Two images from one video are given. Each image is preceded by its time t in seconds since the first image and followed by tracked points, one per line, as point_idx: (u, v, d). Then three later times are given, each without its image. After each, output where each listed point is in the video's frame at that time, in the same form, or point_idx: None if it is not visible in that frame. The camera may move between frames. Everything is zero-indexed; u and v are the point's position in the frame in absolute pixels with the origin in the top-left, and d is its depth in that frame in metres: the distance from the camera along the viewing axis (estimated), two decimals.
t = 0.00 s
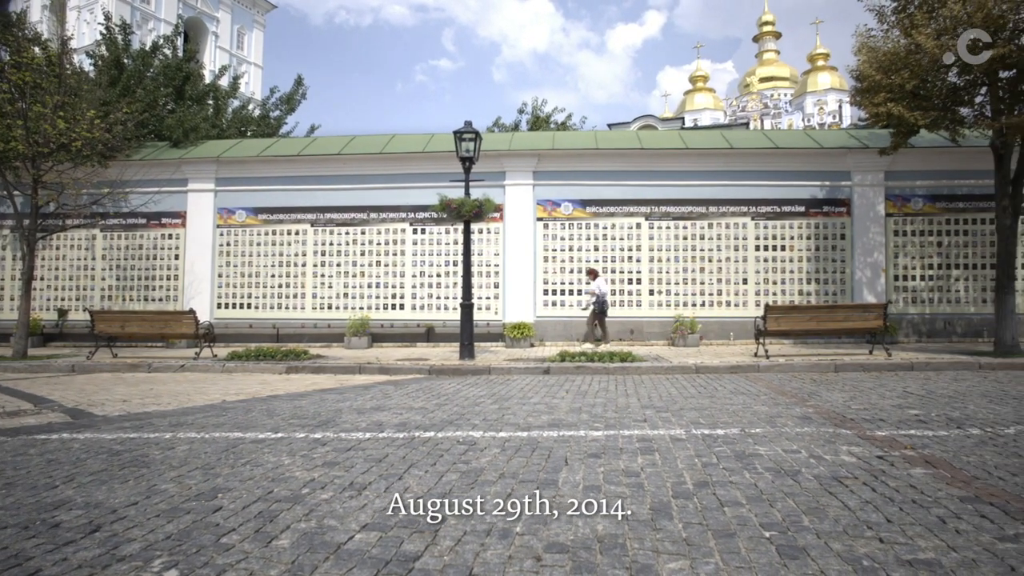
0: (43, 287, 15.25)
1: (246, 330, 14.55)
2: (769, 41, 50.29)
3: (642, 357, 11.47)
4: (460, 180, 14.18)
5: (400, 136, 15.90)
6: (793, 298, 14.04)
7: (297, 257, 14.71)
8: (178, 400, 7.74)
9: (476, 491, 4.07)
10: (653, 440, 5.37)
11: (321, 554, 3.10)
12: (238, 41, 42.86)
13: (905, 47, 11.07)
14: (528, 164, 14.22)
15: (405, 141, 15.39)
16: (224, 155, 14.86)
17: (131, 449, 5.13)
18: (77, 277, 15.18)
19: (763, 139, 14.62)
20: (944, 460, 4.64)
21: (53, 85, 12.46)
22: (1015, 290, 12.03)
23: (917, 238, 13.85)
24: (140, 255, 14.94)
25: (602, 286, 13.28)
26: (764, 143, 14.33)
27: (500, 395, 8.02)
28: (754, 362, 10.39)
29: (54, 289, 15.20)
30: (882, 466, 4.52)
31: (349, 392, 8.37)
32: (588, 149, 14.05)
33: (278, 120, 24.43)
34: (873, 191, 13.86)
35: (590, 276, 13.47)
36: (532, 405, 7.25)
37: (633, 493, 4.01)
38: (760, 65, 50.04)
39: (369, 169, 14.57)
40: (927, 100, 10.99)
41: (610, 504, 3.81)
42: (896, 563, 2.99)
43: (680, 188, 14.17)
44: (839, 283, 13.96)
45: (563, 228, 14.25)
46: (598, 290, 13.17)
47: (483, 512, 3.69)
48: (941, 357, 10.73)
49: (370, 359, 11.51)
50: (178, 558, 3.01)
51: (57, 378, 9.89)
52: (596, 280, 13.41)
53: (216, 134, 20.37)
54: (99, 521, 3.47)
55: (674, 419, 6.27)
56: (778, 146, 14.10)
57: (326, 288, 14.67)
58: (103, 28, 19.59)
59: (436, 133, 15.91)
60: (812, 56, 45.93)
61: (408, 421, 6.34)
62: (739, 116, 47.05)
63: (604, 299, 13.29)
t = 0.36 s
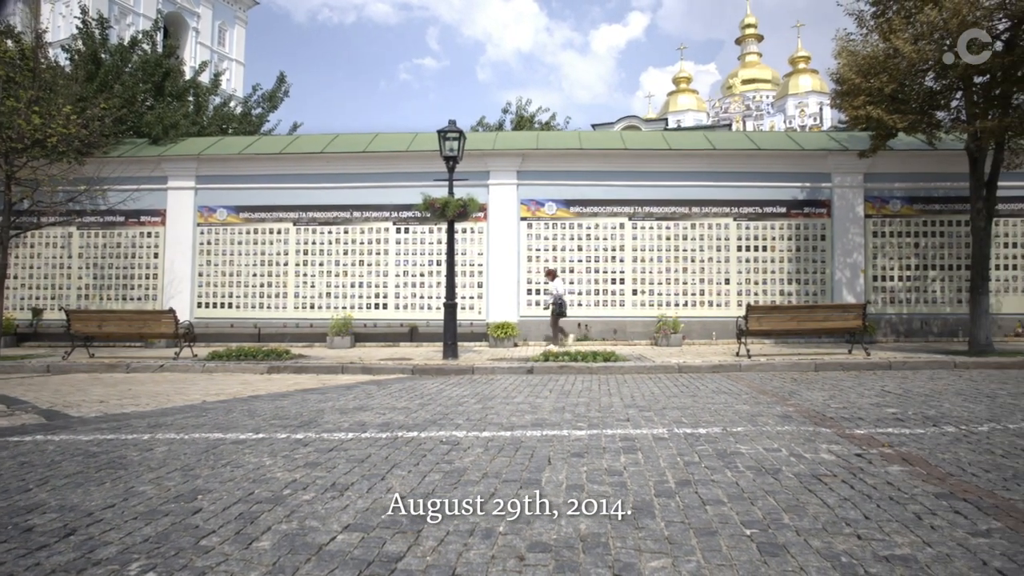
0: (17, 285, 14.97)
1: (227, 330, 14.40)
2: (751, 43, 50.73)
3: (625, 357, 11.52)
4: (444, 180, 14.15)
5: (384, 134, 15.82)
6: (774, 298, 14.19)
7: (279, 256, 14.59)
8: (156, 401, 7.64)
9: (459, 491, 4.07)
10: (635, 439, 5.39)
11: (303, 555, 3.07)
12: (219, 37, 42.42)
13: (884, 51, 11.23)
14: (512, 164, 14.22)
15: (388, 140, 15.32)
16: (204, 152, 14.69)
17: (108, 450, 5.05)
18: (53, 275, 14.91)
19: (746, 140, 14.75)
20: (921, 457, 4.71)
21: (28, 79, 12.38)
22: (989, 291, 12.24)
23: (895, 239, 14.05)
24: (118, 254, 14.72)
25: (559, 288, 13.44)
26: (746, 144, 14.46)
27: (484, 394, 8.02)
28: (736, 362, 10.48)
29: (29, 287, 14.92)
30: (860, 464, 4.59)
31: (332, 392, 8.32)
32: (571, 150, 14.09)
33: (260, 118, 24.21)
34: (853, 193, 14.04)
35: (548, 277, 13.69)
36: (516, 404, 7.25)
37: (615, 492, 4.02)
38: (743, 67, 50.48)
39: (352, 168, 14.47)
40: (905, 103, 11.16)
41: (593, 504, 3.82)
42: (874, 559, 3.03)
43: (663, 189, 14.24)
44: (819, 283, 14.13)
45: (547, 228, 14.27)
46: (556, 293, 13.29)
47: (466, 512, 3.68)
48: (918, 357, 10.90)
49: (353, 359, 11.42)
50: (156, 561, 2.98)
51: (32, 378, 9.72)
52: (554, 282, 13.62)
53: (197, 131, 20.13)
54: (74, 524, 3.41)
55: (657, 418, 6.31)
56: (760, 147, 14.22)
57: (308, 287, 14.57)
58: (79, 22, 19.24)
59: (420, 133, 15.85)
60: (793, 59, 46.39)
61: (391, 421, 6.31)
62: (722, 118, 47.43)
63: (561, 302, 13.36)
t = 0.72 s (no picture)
0: None
1: (207, 329, 14.23)
2: (734, 45, 51.13)
3: (608, 356, 11.55)
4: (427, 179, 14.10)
5: (367, 133, 15.73)
6: (755, 298, 14.33)
7: (260, 255, 14.45)
8: (133, 402, 7.52)
9: (441, 491, 4.05)
10: (618, 439, 5.41)
11: (283, 557, 3.05)
12: (199, 33, 41.92)
13: (862, 55, 11.36)
14: (496, 163, 14.21)
15: (371, 138, 15.23)
16: (183, 149, 14.50)
17: (83, 452, 4.97)
18: (26, 274, 14.63)
19: (727, 141, 14.87)
20: (897, 455, 4.78)
21: None
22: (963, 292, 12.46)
23: (873, 241, 14.25)
24: (94, 252, 14.49)
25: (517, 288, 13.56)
26: (728, 145, 14.58)
27: (467, 394, 8.00)
28: (717, 362, 10.56)
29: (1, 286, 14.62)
30: (838, 461, 4.64)
31: (313, 392, 8.25)
32: (555, 150, 14.11)
33: (241, 115, 23.96)
34: (832, 194, 14.21)
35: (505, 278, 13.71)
36: (498, 404, 7.25)
37: (598, 491, 4.03)
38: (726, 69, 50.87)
39: (334, 166, 14.37)
40: (883, 107, 11.33)
41: (575, 503, 3.83)
42: (851, 555, 3.07)
43: (646, 189, 14.31)
44: (799, 283, 14.29)
45: (530, 227, 14.28)
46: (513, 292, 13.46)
47: (448, 512, 3.67)
48: (895, 356, 11.06)
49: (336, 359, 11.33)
50: (132, 565, 2.93)
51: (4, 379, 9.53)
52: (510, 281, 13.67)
53: (176, 127, 19.88)
54: (47, 528, 3.35)
55: (639, 417, 6.34)
56: (742, 148, 14.34)
57: (290, 286, 14.44)
58: (54, 15, 18.87)
59: (403, 132, 15.78)
60: (774, 61, 46.84)
61: (373, 421, 6.28)
62: (705, 119, 47.75)
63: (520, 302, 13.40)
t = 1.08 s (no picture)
0: None
1: (186, 329, 14.06)
2: (716, 47, 51.55)
3: (591, 356, 11.59)
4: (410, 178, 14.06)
5: (349, 131, 15.63)
6: (736, 298, 14.47)
7: (240, 254, 14.30)
8: (110, 402, 7.40)
9: (423, 491, 4.04)
10: (600, 438, 5.43)
11: (263, 559, 3.02)
12: (178, 28, 41.41)
13: (841, 59, 11.49)
14: (479, 163, 14.19)
15: (353, 137, 15.14)
16: (162, 146, 14.30)
17: (57, 455, 4.88)
18: None
19: (710, 143, 14.97)
20: (875, 452, 4.85)
21: None
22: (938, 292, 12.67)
23: (852, 241, 14.44)
24: (69, 250, 14.25)
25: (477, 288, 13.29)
26: (710, 146, 14.69)
27: (450, 394, 7.97)
28: (699, 361, 10.64)
29: None
30: (817, 460, 4.70)
31: (294, 392, 8.18)
32: (538, 149, 14.12)
33: (221, 112, 23.71)
34: (812, 196, 14.37)
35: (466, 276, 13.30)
36: (481, 404, 7.24)
37: (580, 490, 4.04)
38: (708, 71, 51.26)
39: (316, 164, 14.26)
40: (861, 109, 11.52)
41: (557, 502, 3.83)
42: (829, 551, 3.11)
43: (628, 189, 14.36)
44: (779, 283, 14.44)
45: (513, 227, 14.29)
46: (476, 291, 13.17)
47: (429, 513, 3.66)
48: (873, 356, 11.21)
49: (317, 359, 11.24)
50: (107, 568, 2.88)
51: None
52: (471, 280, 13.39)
53: (154, 124, 19.61)
54: (19, 532, 3.29)
55: (621, 417, 6.36)
56: (724, 150, 14.46)
57: (271, 286, 14.32)
58: (27, 8, 18.48)
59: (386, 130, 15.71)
60: (756, 64, 47.29)
61: (355, 421, 6.24)
62: (687, 120, 48.07)
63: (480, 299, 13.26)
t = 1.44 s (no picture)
0: None
1: (165, 329, 13.88)
2: (700, 49, 51.94)
3: (575, 356, 11.62)
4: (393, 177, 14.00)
5: (332, 129, 15.52)
6: (719, 298, 14.58)
7: (221, 253, 14.16)
8: (86, 403, 7.30)
9: (406, 492, 4.03)
10: (583, 437, 5.45)
11: (244, 561, 2.99)
12: (158, 23, 40.89)
13: (822, 62, 11.62)
14: (463, 162, 14.16)
15: (337, 135, 15.04)
16: (141, 143, 14.11)
17: (31, 457, 4.79)
18: None
19: (693, 144, 15.06)
20: (854, 450, 4.91)
21: None
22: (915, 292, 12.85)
23: (832, 242, 14.61)
24: (45, 248, 14.01)
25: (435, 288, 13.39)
26: (693, 147, 14.79)
27: (434, 394, 7.96)
28: (682, 361, 10.71)
29: None
30: (797, 458, 4.75)
31: (277, 392, 8.12)
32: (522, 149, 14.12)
33: (202, 109, 23.45)
34: (794, 197, 14.52)
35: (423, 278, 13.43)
36: (465, 403, 7.23)
37: (563, 490, 4.05)
38: (691, 73, 51.61)
39: (299, 163, 14.15)
40: (841, 112, 11.57)
41: (541, 502, 3.83)
42: (809, 548, 3.14)
43: (612, 189, 14.41)
44: (761, 283, 14.58)
45: (497, 227, 14.28)
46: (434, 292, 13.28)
47: (412, 513, 3.65)
48: (852, 355, 11.36)
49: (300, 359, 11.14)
50: (83, 573, 2.84)
51: None
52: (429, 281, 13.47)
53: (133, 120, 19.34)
54: None
55: (604, 416, 6.38)
56: (706, 150, 14.56)
57: (253, 285, 14.19)
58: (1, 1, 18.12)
59: (370, 129, 15.63)
60: (739, 65, 47.70)
61: (337, 421, 6.20)
62: (671, 121, 48.36)
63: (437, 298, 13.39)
